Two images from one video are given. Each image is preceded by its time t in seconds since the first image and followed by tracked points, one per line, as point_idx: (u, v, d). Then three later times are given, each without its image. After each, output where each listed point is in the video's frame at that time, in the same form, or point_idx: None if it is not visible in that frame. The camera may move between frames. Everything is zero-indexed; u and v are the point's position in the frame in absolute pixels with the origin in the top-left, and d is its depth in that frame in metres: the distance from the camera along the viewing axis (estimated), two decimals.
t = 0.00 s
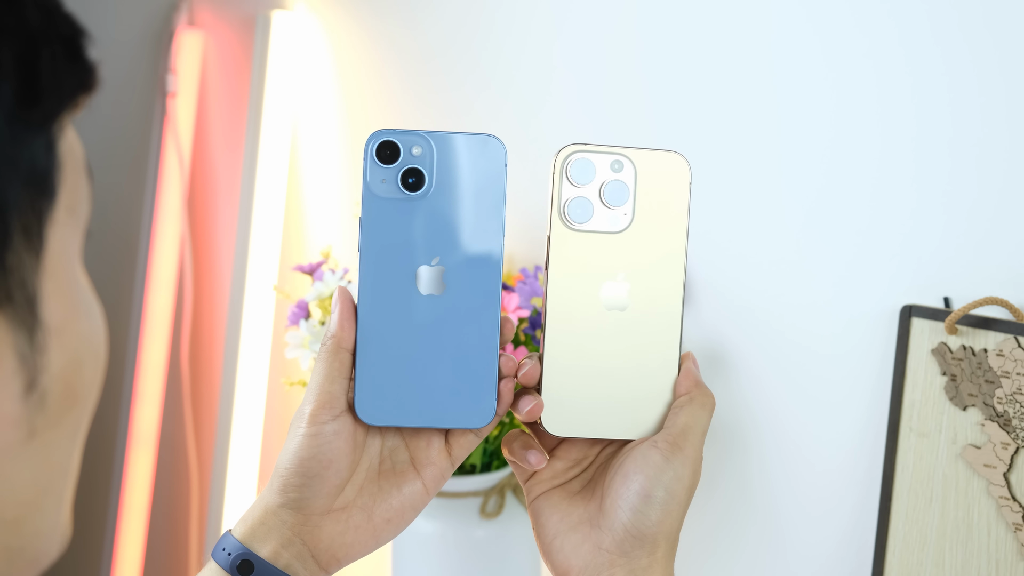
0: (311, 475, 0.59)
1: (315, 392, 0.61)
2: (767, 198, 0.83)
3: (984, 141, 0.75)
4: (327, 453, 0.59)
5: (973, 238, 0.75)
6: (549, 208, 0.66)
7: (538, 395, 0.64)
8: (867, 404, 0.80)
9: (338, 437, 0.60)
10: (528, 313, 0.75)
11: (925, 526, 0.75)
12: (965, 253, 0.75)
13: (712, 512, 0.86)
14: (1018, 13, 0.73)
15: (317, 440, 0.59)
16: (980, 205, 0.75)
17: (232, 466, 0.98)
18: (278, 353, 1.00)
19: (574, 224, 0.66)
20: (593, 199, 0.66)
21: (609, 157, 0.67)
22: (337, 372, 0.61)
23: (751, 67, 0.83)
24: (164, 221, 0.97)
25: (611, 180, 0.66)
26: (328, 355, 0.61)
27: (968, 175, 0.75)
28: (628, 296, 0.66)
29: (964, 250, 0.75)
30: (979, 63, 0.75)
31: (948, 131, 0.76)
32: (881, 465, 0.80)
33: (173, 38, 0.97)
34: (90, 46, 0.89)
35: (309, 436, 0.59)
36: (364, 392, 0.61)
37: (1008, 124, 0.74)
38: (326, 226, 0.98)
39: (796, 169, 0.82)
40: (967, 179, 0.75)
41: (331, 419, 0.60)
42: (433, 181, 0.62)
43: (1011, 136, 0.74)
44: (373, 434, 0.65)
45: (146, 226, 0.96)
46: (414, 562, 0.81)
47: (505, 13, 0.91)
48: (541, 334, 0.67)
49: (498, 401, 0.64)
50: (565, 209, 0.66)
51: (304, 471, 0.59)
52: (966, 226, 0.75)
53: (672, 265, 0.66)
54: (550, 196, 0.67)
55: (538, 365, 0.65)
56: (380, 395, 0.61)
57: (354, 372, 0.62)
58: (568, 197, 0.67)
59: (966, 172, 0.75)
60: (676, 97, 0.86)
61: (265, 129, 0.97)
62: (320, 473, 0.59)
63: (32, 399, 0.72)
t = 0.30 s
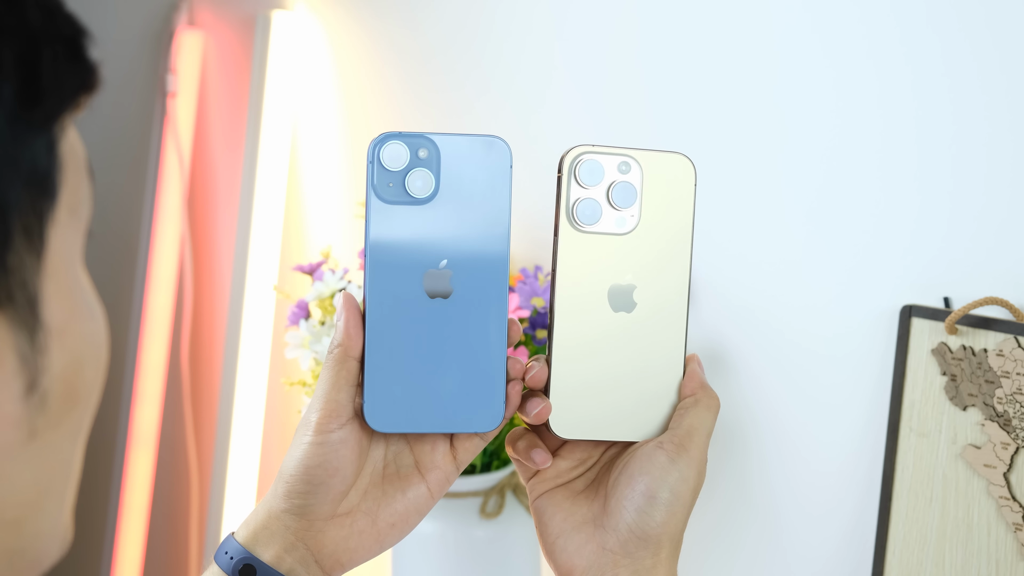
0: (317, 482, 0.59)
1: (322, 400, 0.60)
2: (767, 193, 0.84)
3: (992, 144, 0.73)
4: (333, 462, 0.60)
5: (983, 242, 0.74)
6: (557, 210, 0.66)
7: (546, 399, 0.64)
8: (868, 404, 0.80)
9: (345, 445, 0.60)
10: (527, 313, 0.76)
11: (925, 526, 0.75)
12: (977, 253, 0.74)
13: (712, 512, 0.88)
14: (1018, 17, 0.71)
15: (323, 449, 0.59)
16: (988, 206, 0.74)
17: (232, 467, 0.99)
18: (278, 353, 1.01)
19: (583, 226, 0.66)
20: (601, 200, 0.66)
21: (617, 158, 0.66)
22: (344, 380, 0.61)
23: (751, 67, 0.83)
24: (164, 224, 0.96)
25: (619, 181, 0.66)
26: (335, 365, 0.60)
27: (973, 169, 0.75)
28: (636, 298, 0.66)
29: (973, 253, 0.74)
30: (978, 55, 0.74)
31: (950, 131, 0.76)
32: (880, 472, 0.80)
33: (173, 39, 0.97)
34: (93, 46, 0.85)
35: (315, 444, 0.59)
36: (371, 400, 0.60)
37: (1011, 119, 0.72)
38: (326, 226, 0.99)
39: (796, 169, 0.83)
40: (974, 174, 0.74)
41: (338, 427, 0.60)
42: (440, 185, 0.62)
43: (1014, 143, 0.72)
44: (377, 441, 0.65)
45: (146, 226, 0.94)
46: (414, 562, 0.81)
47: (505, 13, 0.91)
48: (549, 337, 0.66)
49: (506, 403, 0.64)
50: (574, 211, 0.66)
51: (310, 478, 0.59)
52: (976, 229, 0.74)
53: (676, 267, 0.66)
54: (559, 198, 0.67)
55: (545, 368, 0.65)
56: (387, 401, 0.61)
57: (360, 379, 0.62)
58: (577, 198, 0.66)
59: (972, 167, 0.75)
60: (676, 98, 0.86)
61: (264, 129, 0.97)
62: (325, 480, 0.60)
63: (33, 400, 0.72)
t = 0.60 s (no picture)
0: (308, 472, 0.59)
1: (313, 388, 0.61)
2: (766, 198, 0.83)
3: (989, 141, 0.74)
4: (324, 451, 0.60)
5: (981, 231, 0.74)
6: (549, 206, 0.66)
7: (536, 394, 0.64)
8: (867, 404, 0.80)
9: (336, 434, 0.61)
10: (528, 313, 0.75)
11: (925, 526, 0.75)
12: (973, 251, 0.75)
13: (712, 513, 0.86)
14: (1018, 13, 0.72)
15: (315, 438, 0.59)
16: (986, 206, 0.74)
17: (232, 466, 0.98)
18: (278, 352, 1.00)
19: (574, 223, 0.66)
20: (593, 197, 0.66)
21: (610, 155, 0.67)
22: (335, 369, 0.61)
23: (751, 66, 0.83)
24: (164, 222, 0.97)
25: (612, 178, 0.66)
26: (327, 353, 0.61)
27: (970, 172, 0.75)
28: (627, 294, 0.66)
29: (969, 250, 0.75)
30: (979, 61, 0.74)
31: (948, 131, 0.76)
32: (881, 467, 0.80)
33: (173, 39, 0.97)
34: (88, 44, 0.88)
35: (306, 434, 0.59)
36: (361, 390, 0.61)
37: (1008, 129, 0.73)
38: (326, 226, 0.99)
39: (796, 168, 0.82)
40: (969, 176, 0.75)
41: (329, 416, 0.60)
42: (431, 179, 0.62)
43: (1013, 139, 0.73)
44: (370, 432, 0.65)
45: (146, 227, 0.95)
46: (414, 563, 0.82)
47: (505, 13, 0.91)
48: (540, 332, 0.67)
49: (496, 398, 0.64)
50: (565, 207, 0.66)
51: (301, 469, 0.59)
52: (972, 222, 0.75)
53: (671, 265, 0.66)
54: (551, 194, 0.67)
55: (535, 363, 0.65)
56: (378, 393, 0.61)
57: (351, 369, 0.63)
58: (568, 195, 0.67)
59: (968, 170, 0.75)
60: (676, 97, 0.86)
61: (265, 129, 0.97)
62: (317, 471, 0.59)
63: (31, 399, 0.73)
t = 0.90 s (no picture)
0: (307, 467, 0.59)
1: (311, 383, 0.61)
2: (766, 194, 0.83)
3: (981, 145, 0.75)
4: (321, 445, 0.60)
5: (965, 244, 0.75)
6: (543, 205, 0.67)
7: (529, 391, 0.64)
8: (867, 403, 0.80)
9: (333, 430, 0.61)
10: (527, 313, 0.74)
11: (925, 526, 0.74)
12: (960, 254, 0.75)
13: (713, 511, 0.85)
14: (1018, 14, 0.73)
15: (311, 432, 0.59)
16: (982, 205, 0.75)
17: (232, 465, 0.99)
18: (278, 353, 1.01)
19: (568, 222, 0.66)
20: (587, 196, 0.67)
21: (604, 154, 0.67)
22: (331, 365, 0.61)
23: (750, 66, 0.83)
24: (164, 221, 0.97)
25: (605, 177, 0.66)
26: (323, 348, 0.62)
27: (966, 173, 0.75)
28: (623, 293, 0.66)
29: (960, 252, 0.75)
30: (978, 62, 0.75)
31: (948, 131, 0.76)
32: (881, 464, 0.80)
33: (173, 39, 0.97)
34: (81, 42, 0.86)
35: (303, 428, 0.59)
36: (356, 387, 0.61)
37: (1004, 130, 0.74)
38: (326, 226, 0.99)
39: (796, 168, 0.82)
40: (967, 176, 0.75)
41: (325, 411, 0.61)
42: (427, 178, 0.62)
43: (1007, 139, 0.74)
44: (368, 428, 0.65)
45: (146, 226, 0.95)
46: (414, 564, 0.82)
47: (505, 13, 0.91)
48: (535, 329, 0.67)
49: (491, 398, 0.64)
50: (559, 206, 0.67)
51: (299, 464, 0.59)
52: (959, 228, 0.75)
53: (667, 264, 0.66)
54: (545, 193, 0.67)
55: (529, 362, 0.65)
56: (373, 390, 0.61)
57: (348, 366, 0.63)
58: (562, 194, 0.67)
59: (964, 171, 0.75)
60: (675, 97, 0.86)
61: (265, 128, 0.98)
62: (315, 465, 0.60)
63: (27, 395, 0.74)
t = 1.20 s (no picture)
0: (308, 473, 0.59)
1: (313, 389, 0.61)
2: (766, 194, 0.83)
3: (986, 141, 0.74)
4: (324, 452, 0.59)
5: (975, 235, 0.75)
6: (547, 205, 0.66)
7: (535, 393, 0.64)
8: (867, 403, 0.80)
9: (336, 435, 0.61)
10: (527, 313, 0.75)
11: (925, 526, 0.75)
12: (966, 252, 0.75)
13: (713, 510, 0.86)
14: (1018, 14, 0.72)
15: (314, 438, 0.59)
16: (983, 205, 0.74)
17: (232, 466, 1.00)
18: (278, 353, 1.01)
19: (572, 222, 0.66)
20: (591, 196, 0.66)
21: (608, 154, 0.67)
22: (334, 370, 0.61)
23: (751, 66, 0.83)
24: (163, 222, 0.96)
25: (609, 177, 0.66)
26: (326, 353, 0.61)
27: (969, 171, 0.75)
28: (626, 293, 0.66)
29: (965, 251, 0.75)
30: (978, 62, 0.75)
31: (948, 131, 0.76)
32: (881, 465, 0.80)
33: (172, 39, 0.97)
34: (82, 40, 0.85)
35: (306, 434, 0.59)
36: (360, 391, 0.61)
37: (1009, 118, 0.73)
38: (326, 226, 0.99)
39: (796, 168, 0.82)
40: (969, 176, 0.75)
41: (328, 418, 0.60)
42: (430, 179, 0.62)
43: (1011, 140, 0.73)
44: (370, 432, 0.65)
45: (145, 226, 0.94)
46: (415, 564, 0.81)
47: (505, 12, 0.91)
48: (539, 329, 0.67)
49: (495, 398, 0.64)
50: (563, 206, 0.66)
51: (301, 469, 0.59)
52: (966, 225, 0.75)
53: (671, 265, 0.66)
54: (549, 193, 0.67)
55: (535, 363, 0.65)
56: (377, 393, 0.61)
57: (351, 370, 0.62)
58: (566, 194, 0.67)
59: (967, 169, 0.75)
60: (676, 98, 0.86)
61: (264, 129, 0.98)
62: (317, 471, 0.59)
63: (30, 396, 0.75)
